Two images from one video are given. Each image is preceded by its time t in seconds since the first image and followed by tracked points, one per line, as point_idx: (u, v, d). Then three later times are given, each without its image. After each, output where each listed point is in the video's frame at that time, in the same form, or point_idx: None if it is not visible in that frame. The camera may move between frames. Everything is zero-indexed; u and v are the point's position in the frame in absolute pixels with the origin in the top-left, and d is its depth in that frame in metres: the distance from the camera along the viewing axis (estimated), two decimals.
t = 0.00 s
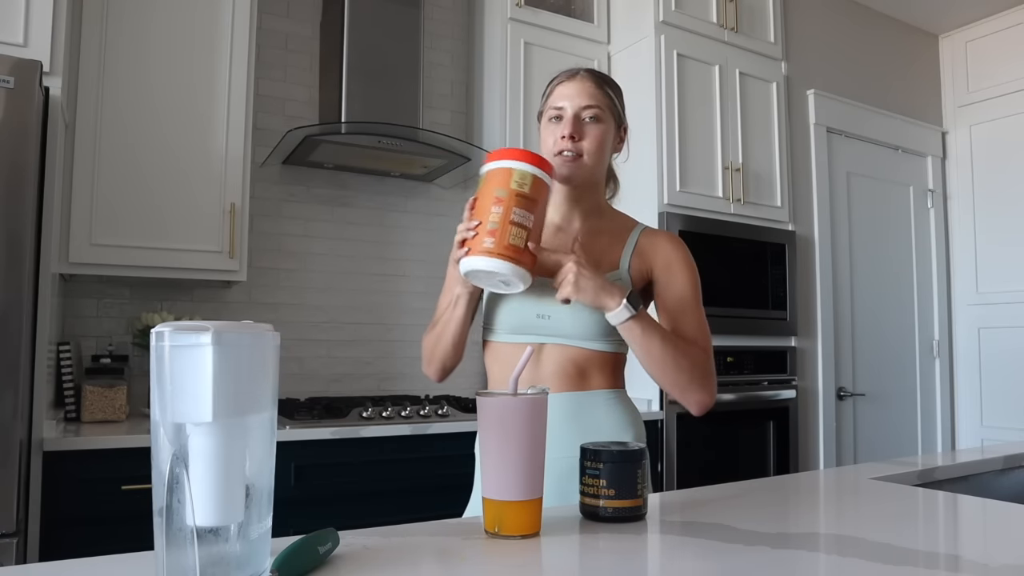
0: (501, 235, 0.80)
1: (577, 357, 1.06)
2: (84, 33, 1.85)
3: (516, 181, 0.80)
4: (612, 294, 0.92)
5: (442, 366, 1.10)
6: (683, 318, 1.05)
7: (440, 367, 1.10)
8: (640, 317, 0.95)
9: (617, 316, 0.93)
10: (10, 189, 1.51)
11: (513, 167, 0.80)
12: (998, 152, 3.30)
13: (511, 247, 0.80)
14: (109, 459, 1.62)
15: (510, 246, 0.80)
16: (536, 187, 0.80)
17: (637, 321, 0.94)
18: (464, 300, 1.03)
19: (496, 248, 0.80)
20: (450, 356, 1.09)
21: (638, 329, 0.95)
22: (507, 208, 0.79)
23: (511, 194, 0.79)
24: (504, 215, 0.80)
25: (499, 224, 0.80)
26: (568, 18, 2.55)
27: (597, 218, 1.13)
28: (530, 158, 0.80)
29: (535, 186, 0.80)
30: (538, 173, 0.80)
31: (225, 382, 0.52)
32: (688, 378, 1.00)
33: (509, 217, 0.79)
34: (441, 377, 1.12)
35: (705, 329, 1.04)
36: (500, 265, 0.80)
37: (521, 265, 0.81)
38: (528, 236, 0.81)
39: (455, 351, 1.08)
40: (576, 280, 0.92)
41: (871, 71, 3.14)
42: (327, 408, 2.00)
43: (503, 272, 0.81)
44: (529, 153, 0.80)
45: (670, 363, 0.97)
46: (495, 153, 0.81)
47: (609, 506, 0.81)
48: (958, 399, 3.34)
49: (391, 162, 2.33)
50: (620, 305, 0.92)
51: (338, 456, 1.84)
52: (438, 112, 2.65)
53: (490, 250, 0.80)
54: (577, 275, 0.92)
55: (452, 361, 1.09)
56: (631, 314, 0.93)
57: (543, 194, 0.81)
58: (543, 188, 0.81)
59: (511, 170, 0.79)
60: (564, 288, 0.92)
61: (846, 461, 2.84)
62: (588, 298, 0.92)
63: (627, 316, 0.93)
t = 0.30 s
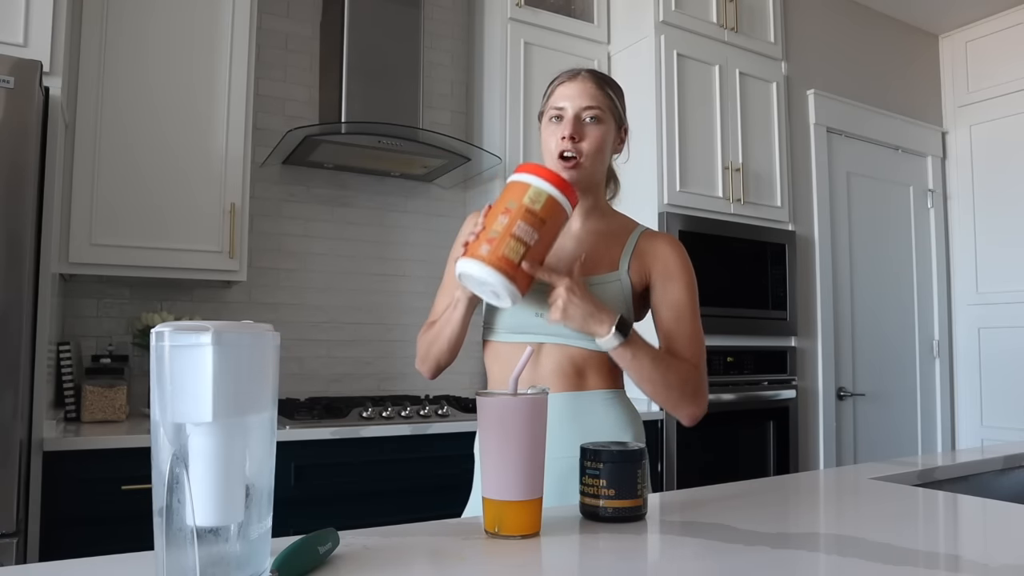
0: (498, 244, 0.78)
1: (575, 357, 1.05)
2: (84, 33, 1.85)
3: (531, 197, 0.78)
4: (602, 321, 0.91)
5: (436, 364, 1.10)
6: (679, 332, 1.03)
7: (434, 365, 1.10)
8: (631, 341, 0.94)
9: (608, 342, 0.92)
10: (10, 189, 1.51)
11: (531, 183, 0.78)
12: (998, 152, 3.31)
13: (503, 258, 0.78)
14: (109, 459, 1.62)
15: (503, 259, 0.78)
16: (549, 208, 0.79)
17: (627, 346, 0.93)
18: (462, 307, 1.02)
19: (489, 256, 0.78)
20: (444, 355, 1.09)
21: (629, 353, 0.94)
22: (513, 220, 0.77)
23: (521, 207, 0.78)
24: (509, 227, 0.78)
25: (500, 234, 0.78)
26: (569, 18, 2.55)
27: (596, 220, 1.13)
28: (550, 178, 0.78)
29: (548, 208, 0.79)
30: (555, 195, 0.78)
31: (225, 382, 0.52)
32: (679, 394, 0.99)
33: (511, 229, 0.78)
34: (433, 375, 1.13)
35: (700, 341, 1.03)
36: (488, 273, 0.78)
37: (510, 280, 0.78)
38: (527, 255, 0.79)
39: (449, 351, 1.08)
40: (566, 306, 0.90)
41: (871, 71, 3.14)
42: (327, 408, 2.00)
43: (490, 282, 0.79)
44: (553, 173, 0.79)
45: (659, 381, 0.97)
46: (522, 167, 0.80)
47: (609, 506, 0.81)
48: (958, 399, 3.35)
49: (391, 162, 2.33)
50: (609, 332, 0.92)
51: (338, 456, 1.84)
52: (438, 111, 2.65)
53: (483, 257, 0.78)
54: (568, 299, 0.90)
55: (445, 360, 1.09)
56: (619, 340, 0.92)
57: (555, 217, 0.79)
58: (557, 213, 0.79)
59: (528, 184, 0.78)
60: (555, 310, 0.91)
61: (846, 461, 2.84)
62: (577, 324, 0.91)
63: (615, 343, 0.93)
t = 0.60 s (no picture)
0: (503, 249, 0.79)
1: (574, 358, 1.06)
2: (84, 33, 1.85)
3: (535, 201, 0.79)
4: (597, 330, 0.92)
5: (439, 366, 1.10)
6: (670, 342, 1.05)
7: (437, 367, 1.10)
8: (625, 352, 0.95)
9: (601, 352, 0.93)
10: (10, 189, 1.51)
11: (535, 187, 0.79)
12: (998, 152, 3.31)
13: (509, 264, 0.79)
14: (109, 459, 1.62)
15: (509, 264, 0.79)
16: (553, 212, 0.79)
17: (620, 357, 0.94)
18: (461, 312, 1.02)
19: (495, 262, 0.80)
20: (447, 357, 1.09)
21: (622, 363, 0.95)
22: (518, 225, 0.79)
23: (526, 212, 0.79)
24: (513, 232, 0.79)
25: (505, 240, 0.79)
26: (569, 18, 2.55)
27: (595, 221, 1.13)
28: (554, 181, 0.79)
29: (552, 212, 0.79)
30: (558, 198, 0.79)
31: (225, 382, 0.52)
32: (669, 402, 1.00)
33: (515, 235, 0.79)
34: (436, 376, 1.13)
35: (687, 352, 1.05)
36: (494, 279, 0.79)
37: (517, 285, 0.80)
38: (532, 258, 0.80)
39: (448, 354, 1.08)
40: (562, 316, 0.91)
41: (871, 71, 3.14)
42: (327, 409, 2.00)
43: (497, 287, 0.80)
44: (557, 176, 0.79)
45: (649, 390, 0.97)
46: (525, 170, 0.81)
47: (609, 506, 0.81)
48: (958, 399, 3.34)
49: (391, 162, 2.33)
50: (603, 342, 0.92)
51: (338, 456, 1.85)
52: (438, 112, 2.65)
53: (489, 263, 0.80)
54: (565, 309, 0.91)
55: (448, 362, 1.10)
56: (613, 352, 0.93)
57: (559, 220, 0.80)
58: (561, 216, 0.80)
59: (531, 188, 0.79)
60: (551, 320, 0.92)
61: (846, 461, 2.84)
62: (572, 333, 0.92)
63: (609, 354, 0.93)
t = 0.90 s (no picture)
0: (507, 245, 0.79)
1: (573, 358, 1.06)
2: (84, 34, 1.85)
3: (546, 203, 0.79)
4: (600, 329, 0.92)
5: (433, 364, 1.10)
6: (670, 341, 1.05)
7: (431, 365, 1.10)
8: (627, 350, 0.95)
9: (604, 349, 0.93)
10: (10, 189, 1.51)
11: (548, 189, 0.79)
12: (998, 152, 3.31)
13: (512, 259, 0.79)
14: (109, 459, 1.62)
15: (512, 261, 0.79)
16: (562, 216, 0.80)
17: (621, 355, 0.94)
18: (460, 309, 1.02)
19: (499, 256, 0.79)
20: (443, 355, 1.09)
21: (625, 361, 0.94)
22: (526, 224, 0.79)
23: (535, 212, 0.79)
24: (521, 230, 0.79)
25: (511, 236, 0.79)
26: (569, 18, 2.55)
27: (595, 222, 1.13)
28: (567, 185, 0.79)
29: (561, 215, 0.80)
30: (569, 203, 0.80)
31: (225, 382, 0.52)
32: (671, 400, 0.99)
33: (522, 232, 0.79)
34: (430, 374, 1.13)
35: (691, 352, 1.05)
36: (495, 273, 0.79)
37: (516, 282, 0.80)
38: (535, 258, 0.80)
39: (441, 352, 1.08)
40: (563, 314, 0.91)
41: (871, 71, 3.14)
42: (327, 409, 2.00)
43: (497, 281, 0.80)
44: (571, 182, 0.80)
45: (651, 388, 0.97)
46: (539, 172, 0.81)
47: (609, 506, 0.81)
48: (958, 399, 3.34)
49: (391, 162, 2.33)
50: (606, 340, 0.92)
51: (338, 456, 1.85)
52: (438, 112, 2.65)
53: (492, 256, 0.79)
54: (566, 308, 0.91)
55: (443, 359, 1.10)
56: (617, 349, 0.93)
57: (567, 224, 0.80)
58: (569, 221, 0.81)
59: (544, 190, 0.79)
60: (552, 318, 0.92)
61: (846, 461, 2.84)
62: (573, 332, 0.92)
63: (612, 351, 0.93)
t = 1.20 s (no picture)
0: (502, 253, 0.79)
1: (574, 357, 1.06)
2: (84, 33, 1.85)
3: (522, 198, 0.79)
4: (596, 324, 0.92)
5: (440, 368, 1.10)
6: (667, 340, 1.05)
7: (437, 369, 1.11)
8: (625, 346, 0.95)
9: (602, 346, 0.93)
10: (10, 189, 1.51)
11: (518, 182, 0.79)
12: (998, 152, 3.31)
13: (511, 266, 0.80)
14: (109, 459, 1.62)
15: (512, 266, 0.80)
16: (541, 204, 0.80)
17: (621, 350, 0.94)
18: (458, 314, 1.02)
19: (497, 267, 0.80)
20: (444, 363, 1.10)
21: (620, 358, 0.94)
22: (512, 225, 0.79)
23: (515, 210, 0.79)
24: (509, 234, 0.79)
25: (501, 242, 0.79)
26: (568, 18, 2.55)
27: (594, 222, 1.13)
28: (537, 173, 0.79)
29: (540, 204, 0.80)
30: (544, 189, 0.80)
31: (225, 382, 0.52)
32: (668, 399, 1.00)
33: (512, 235, 0.79)
34: (437, 378, 1.13)
35: (688, 350, 1.05)
36: (498, 284, 0.80)
37: (520, 285, 0.80)
38: (531, 256, 0.81)
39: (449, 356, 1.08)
40: (564, 311, 0.91)
41: (871, 71, 3.14)
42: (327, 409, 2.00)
43: (501, 290, 0.80)
44: (539, 168, 0.80)
45: (648, 387, 0.97)
46: (502, 167, 0.81)
47: (609, 506, 0.81)
48: (958, 399, 3.34)
49: (391, 162, 2.33)
50: (603, 336, 0.92)
51: (338, 456, 1.85)
52: (438, 112, 2.65)
53: (490, 269, 0.80)
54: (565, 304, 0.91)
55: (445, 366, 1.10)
56: (614, 346, 0.93)
57: (547, 210, 0.81)
58: (549, 206, 0.81)
59: (517, 185, 0.79)
60: (552, 316, 0.92)
61: (846, 461, 2.84)
62: (573, 327, 0.92)
63: (610, 347, 0.93)
